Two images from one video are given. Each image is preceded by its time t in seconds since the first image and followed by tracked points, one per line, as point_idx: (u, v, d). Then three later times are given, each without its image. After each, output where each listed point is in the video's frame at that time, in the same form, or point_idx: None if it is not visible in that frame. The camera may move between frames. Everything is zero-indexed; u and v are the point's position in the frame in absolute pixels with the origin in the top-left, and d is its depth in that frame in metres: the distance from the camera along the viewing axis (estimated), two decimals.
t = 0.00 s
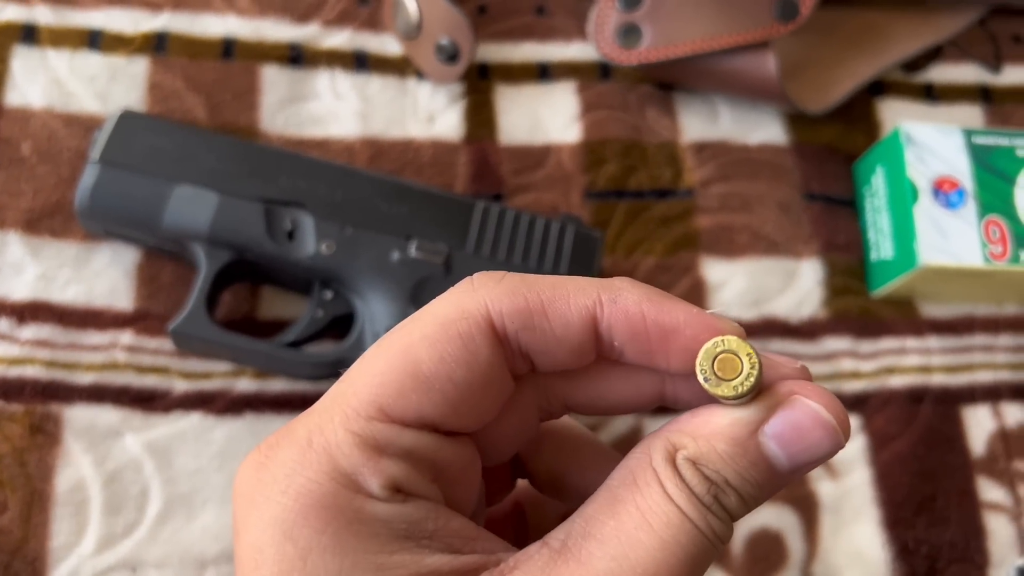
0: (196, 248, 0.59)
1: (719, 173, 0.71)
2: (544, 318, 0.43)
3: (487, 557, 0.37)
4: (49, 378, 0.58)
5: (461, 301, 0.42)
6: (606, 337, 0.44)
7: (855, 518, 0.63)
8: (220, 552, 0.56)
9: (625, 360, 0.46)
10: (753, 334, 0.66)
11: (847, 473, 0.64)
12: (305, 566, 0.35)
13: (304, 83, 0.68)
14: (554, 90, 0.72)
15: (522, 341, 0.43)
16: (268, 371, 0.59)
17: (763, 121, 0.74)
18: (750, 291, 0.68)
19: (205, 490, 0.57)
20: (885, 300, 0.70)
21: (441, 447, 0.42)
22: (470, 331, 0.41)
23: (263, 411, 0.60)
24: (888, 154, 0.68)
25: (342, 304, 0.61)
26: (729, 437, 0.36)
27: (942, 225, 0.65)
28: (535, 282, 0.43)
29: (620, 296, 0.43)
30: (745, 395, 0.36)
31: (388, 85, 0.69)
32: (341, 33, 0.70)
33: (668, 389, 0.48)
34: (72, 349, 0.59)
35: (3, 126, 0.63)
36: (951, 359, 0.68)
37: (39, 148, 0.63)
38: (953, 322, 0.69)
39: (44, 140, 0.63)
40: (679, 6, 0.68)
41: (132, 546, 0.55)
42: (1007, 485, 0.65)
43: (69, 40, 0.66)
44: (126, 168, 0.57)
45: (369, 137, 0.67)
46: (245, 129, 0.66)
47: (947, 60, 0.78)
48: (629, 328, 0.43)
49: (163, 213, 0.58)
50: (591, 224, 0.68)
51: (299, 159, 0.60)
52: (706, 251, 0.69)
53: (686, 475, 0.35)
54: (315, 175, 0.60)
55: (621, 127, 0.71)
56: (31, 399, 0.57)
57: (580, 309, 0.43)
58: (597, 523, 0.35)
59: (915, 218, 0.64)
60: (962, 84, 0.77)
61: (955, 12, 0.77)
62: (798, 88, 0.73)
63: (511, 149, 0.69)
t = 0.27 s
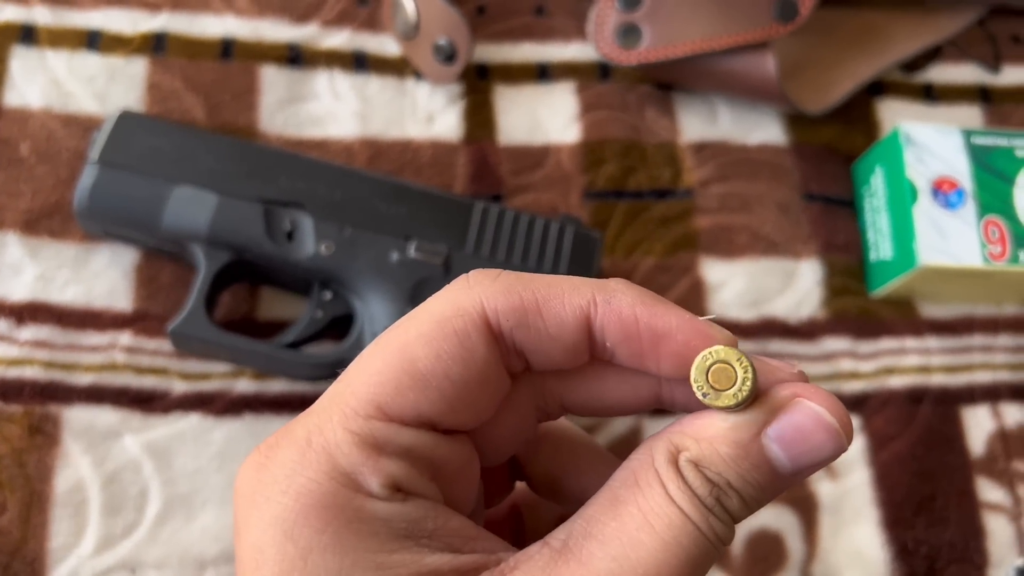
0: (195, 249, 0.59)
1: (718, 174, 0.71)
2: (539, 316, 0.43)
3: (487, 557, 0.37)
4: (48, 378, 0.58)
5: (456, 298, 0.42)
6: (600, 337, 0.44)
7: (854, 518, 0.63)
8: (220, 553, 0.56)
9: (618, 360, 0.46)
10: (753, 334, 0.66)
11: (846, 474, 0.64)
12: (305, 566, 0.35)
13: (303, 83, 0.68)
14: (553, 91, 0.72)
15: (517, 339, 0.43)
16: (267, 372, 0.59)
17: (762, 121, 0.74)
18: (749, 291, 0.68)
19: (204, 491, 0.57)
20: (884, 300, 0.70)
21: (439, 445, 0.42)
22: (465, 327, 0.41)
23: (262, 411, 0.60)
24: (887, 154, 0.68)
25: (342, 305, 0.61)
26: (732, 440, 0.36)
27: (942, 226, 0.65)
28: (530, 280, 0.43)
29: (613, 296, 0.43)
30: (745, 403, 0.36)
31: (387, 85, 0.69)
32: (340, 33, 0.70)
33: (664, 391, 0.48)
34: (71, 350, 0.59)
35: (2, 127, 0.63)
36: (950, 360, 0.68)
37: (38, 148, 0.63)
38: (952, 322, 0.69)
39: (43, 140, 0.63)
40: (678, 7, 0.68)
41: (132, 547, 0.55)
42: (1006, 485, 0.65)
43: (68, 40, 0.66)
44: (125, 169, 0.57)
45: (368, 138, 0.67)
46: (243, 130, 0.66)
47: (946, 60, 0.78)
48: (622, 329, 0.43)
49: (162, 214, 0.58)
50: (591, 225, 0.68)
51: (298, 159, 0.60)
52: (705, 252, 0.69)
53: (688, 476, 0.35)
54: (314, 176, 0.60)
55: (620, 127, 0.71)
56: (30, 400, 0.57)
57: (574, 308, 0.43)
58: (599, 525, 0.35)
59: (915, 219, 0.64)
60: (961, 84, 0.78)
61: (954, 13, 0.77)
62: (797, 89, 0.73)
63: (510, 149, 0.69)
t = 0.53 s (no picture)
0: (196, 248, 0.59)
1: (718, 173, 0.71)
2: (537, 311, 0.43)
3: (483, 551, 0.37)
4: (49, 377, 0.58)
5: (454, 294, 0.42)
6: (597, 330, 0.44)
7: (855, 516, 0.63)
8: (221, 551, 0.56)
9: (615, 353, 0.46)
10: (753, 333, 0.66)
11: (846, 472, 0.64)
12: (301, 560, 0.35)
13: (304, 83, 0.68)
14: (554, 90, 0.72)
15: (515, 334, 0.43)
16: (268, 370, 0.59)
17: (762, 120, 0.74)
18: (750, 290, 0.68)
19: (205, 489, 0.57)
20: (884, 299, 0.70)
21: (437, 440, 0.42)
22: (463, 323, 0.41)
23: (263, 410, 0.60)
24: (887, 153, 0.68)
25: (342, 303, 0.61)
26: (725, 431, 0.36)
27: (941, 225, 0.65)
28: (528, 275, 0.43)
29: (610, 289, 0.43)
30: (739, 390, 0.36)
31: (388, 85, 0.69)
32: (340, 33, 0.70)
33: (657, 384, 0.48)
34: (72, 349, 0.59)
35: (3, 126, 0.63)
36: (950, 358, 0.68)
37: (40, 147, 0.63)
38: (952, 321, 0.70)
39: (44, 139, 0.63)
40: (679, 6, 0.68)
41: (133, 545, 0.55)
42: (1006, 484, 0.65)
43: (69, 40, 0.66)
44: (126, 168, 0.58)
45: (369, 137, 0.67)
46: (244, 129, 0.66)
47: (946, 60, 0.78)
48: (619, 322, 0.44)
49: (163, 213, 0.58)
50: (591, 224, 0.68)
51: (298, 158, 0.60)
52: (706, 251, 0.69)
53: (682, 468, 0.35)
54: (315, 174, 0.60)
55: (620, 126, 0.71)
56: (32, 398, 0.57)
57: (572, 302, 0.43)
58: (594, 518, 0.35)
59: (915, 217, 0.64)
60: (960, 83, 0.78)
61: (954, 12, 0.77)
62: (797, 88, 0.73)
63: (511, 148, 0.69)
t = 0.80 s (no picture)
0: (197, 248, 0.59)
1: (718, 173, 0.71)
2: (538, 309, 0.43)
3: (479, 549, 0.37)
4: (50, 376, 0.58)
5: (453, 295, 0.42)
6: (599, 324, 0.45)
7: (854, 515, 0.63)
8: (221, 550, 0.56)
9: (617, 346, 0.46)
10: (753, 332, 0.67)
11: (846, 472, 0.64)
12: (299, 555, 0.35)
13: (304, 83, 0.68)
14: (554, 90, 0.72)
15: (518, 333, 0.44)
16: (269, 369, 0.59)
17: (762, 121, 0.74)
18: (749, 290, 0.68)
19: (206, 489, 0.57)
20: (884, 299, 0.70)
21: (436, 438, 0.42)
22: (464, 322, 0.42)
23: (264, 409, 0.60)
24: (886, 153, 0.68)
25: (343, 303, 0.61)
26: (710, 420, 0.36)
27: (940, 225, 0.65)
28: (527, 274, 0.43)
29: (612, 282, 0.43)
30: (721, 366, 0.35)
31: (388, 85, 0.69)
32: (341, 33, 0.70)
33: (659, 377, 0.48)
34: (73, 348, 0.59)
35: (4, 125, 0.63)
36: (949, 358, 0.69)
37: (40, 147, 0.63)
38: (952, 321, 0.70)
39: (45, 139, 0.64)
40: (679, 6, 0.68)
41: (134, 544, 0.55)
42: (1005, 483, 0.65)
43: (70, 39, 0.66)
44: (127, 168, 0.58)
45: (370, 137, 0.67)
46: (245, 129, 0.66)
47: (945, 60, 0.78)
48: (621, 313, 0.44)
49: (164, 213, 0.58)
50: (591, 223, 0.68)
51: (299, 158, 0.61)
52: (705, 250, 0.69)
53: (669, 460, 0.36)
54: (316, 174, 0.60)
55: (620, 126, 0.71)
56: (32, 397, 0.57)
57: (573, 298, 0.43)
58: (586, 513, 0.35)
59: (914, 217, 0.65)
60: (959, 83, 0.78)
61: (953, 12, 0.77)
62: (797, 88, 0.73)
63: (511, 148, 0.69)
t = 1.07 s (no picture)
0: (197, 247, 0.59)
1: (719, 172, 0.71)
2: (535, 305, 0.43)
3: (478, 549, 0.37)
4: (49, 376, 0.58)
5: (451, 293, 0.42)
6: (598, 319, 0.45)
7: (855, 516, 0.63)
8: (221, 551, 0.56)
9: (617, 339, 0.46)
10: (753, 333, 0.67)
11: (847, 472, 0.64)
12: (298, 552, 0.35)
13: (304, 82, 0.68)
14: (554, 90, 0.72)
15: (517, 331, 0.43)
16: (269, 370, 0.59)
17: (763, 120, 0.74)
18: (750, 290, 0.68)
19: (205, 489, 0.57)
20: (885, 299, 0.70)
21: (435, 436, 0.42)
22: (462, 320, 0.42)
23: (263, 409, 0.60)
24: (888, 153, 0.68)
25: (343, 303, 0.61)
26: (697, 409, 0.37)
27: (942, 225, 0.65)
28: (524, 271, 0.43)
29: (607, 276, 0.44)
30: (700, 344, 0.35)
31: (388, 84, 0.69)
32: (341, 32, 0.70)
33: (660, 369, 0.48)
34: (72, 348, 0.59)
35: (3, 124, 0.63)
36: (951, 358, 0.68)
37: (39, 146, 0.63)
38: (953, 321, 0.70)
39: (44, 138, 0.63)
40: (679, 6, 0.68)
41: (133, 544, 0.55)
42: (1006, 484, 0.65)
43: (69, 38, 0.66)
44: (126, 167, 0.58)
45: (370, 136, 0.67)
46: (244, 128, 0.66)
47: (946, 60, 0.78)
48: (619, 305, 0.44)
49: (164, 212, 0.58)
50: (592, 223, 0.68)
51: (299, 157, 0.60)
52: (706, 250, 0.69)
53: (662, 453, 0.35)
54: (316, 174, 0.60)
55: (621, 126, 0.71)
56: (32, 397, 0.57)
57: (569, 293, 0.43)
58: (581, 510, 0.35)
59: (915, 217, 0.64)
60: (960, 82, 0.78)
61: (954, 12, 0.77)
62: (798, 88, 0.73)
63: (511, 147, 0.69)
